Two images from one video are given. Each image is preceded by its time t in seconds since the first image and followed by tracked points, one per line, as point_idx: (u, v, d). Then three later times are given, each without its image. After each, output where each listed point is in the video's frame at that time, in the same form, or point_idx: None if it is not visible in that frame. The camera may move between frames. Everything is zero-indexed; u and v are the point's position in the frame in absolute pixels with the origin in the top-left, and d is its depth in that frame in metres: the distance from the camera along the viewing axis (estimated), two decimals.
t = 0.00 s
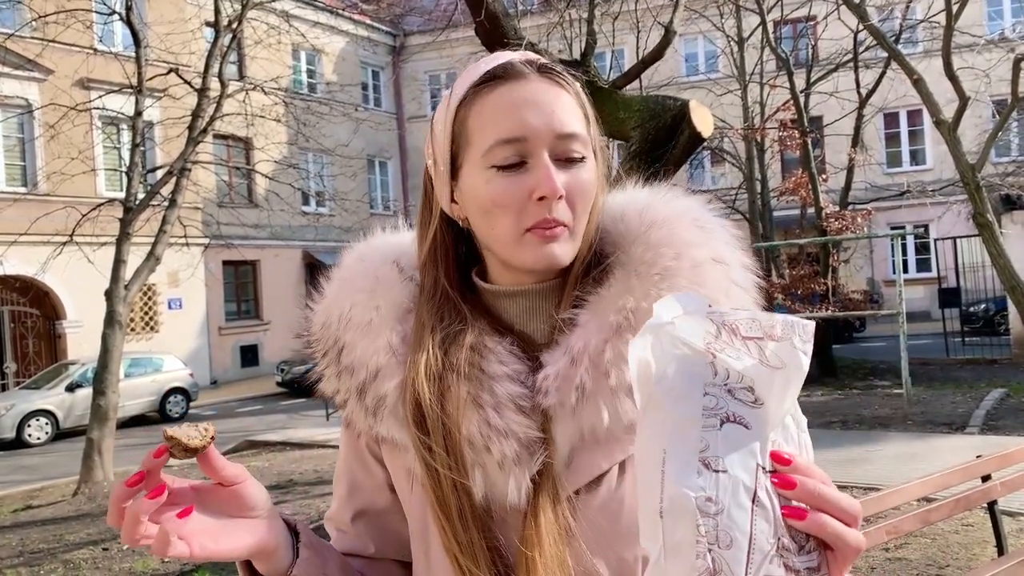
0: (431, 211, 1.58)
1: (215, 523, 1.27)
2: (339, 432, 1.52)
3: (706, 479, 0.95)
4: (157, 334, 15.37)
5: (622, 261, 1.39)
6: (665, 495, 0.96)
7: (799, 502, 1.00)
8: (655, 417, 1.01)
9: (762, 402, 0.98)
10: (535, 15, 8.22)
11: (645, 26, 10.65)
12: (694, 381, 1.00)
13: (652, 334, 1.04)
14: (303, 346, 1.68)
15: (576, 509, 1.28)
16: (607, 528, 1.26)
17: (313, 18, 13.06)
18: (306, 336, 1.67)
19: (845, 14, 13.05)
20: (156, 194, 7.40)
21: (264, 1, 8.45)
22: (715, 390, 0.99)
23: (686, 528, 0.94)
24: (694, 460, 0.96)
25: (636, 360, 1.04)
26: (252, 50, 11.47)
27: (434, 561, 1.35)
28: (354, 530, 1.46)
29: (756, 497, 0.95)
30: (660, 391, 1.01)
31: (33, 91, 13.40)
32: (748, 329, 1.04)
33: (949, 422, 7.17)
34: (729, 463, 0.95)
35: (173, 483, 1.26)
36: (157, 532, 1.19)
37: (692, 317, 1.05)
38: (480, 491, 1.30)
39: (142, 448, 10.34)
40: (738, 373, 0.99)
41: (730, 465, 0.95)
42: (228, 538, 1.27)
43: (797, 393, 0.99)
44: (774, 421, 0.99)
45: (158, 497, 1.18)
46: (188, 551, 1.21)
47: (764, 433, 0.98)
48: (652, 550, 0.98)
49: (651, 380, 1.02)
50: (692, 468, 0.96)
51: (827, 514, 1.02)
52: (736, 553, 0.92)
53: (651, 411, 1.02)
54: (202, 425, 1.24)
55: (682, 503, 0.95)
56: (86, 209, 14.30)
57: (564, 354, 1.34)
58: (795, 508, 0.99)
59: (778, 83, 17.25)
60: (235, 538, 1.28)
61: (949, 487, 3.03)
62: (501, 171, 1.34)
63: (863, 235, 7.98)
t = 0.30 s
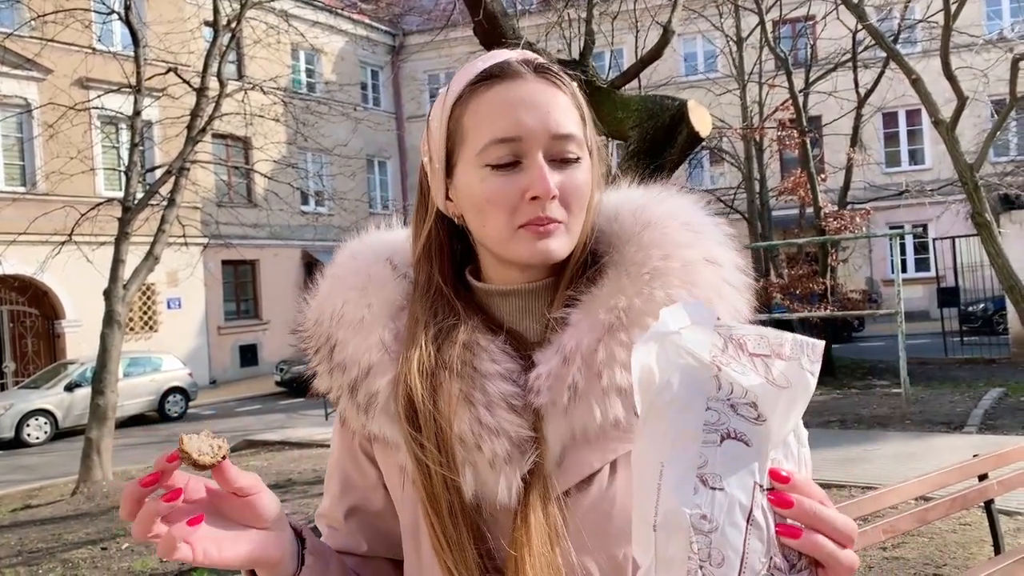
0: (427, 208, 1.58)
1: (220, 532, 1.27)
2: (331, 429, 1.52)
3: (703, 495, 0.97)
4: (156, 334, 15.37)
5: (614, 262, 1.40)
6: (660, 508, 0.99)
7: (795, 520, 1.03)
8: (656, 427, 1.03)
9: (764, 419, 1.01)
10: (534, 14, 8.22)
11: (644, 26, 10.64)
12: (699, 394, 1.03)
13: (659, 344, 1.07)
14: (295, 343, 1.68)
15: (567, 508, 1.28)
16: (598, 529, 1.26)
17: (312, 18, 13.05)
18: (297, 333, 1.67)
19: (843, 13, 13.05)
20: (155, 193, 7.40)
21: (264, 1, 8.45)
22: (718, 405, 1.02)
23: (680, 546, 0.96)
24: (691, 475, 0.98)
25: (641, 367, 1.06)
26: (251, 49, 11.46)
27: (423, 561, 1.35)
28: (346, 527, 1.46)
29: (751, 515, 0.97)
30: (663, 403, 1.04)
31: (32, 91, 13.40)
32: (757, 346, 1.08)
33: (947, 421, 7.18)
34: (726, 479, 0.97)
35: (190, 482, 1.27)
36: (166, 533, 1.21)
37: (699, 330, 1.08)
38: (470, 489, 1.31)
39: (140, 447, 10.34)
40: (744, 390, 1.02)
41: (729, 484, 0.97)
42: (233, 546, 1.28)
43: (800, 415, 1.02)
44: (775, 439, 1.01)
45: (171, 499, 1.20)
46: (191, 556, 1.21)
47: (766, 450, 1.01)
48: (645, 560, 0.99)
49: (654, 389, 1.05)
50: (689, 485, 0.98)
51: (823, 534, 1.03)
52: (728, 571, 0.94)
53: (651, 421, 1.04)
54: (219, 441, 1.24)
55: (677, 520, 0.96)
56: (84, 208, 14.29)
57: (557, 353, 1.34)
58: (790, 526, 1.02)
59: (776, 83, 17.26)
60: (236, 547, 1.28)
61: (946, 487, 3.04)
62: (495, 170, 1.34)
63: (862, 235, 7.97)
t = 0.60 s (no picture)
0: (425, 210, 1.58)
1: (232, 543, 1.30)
2: (332, 431, 1.52)
3: (726, 521, 0.99)
4: (155, 335, 15.35)
5: (614, 262, 1.40)
6: (685, 537, 1.00)
7: (816, 539, 1.04)
8: (674, 456, 1.05)
9: (782, 439, 1.02)
10: (532, 15, 8.21)
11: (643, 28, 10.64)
12: (715, 420, 1.05)
13: (672, 372, 1.09)
14: (295, 345, 1.68)
15: (569, 505, 1.28)
16: (597, 529, 1.25)
17: (311, 19, 13.03)
18: (297, 335, 1.66)
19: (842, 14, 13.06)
20: (153, 194, 7.38)
21: (263, 2, 8.44)
22: (737, 430, 1.03)
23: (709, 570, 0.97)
24: (714, 502, 1.00)
25: (651, 390, 1.08)
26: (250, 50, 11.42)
27: (422, 560, 1.35)
28: (348, 526, 1.46)
29: (776, 538, 0.98)
30: (677, 433, 1.05)
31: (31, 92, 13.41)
32: (771, 367, 1.09)
33: (946, 422, 7.18)
34: (751, 504, 0.99)
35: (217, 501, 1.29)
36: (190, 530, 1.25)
37: (712, 353, 1.10)
38: (469, 487, 1.30)
39: (140, 448, 10.33)
40: (759, 411, 1.04)
41: (750, 508, 0.99)
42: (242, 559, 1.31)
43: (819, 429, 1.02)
44: (793, 458, 1.02)
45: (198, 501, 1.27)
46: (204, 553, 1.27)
47: (784, 470, 1.02)
48: None
49: (667, 416, 1.07)
50: (714, 513, 0.99)
51: (843, 551, 1.06)
52: None
53: (667, 450, 1.06)
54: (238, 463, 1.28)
55: (705, 550, 0.98)
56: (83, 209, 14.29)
57: (558, 352, 1.34)
58: (813, 546, 1.04)
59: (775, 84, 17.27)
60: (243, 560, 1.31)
61: (945, 487, 3.04)
62: (480, 168, 1.35)
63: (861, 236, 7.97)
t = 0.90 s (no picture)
0: (429, 210, 1.58)
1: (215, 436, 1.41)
2: (337, 431, 1.52)
3: (802, 532, 1.02)
4: (154, 333, 15.34)
5: (622, 261, 1.40)
6: (760, 548, 1.03)
7: (880, 552, 1.10)
8: (751, 465, 1.07)
9: (853, 453, 1.06)
10: (533, 14, 8.20)
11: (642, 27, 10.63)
12: (791, 430, 1.07)
13: (750, 380, 1.13)
14: (301, 345, 1.68)
15: (572, 505, 1.27)
16: (598, 528, 1.24)
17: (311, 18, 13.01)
18: (304, 335, 1.67)
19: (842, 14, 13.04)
20: (152, 193, 7.37)
21: (262, 1, 8.42)
22: (812, 440, 1.07)
23: None
24: (792, 514, 1.03)
25: (732, 398, 1.11)
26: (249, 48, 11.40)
27: (427, 558, 1.34)
28: (339, 518, 1.46)
29: (847, 551, 1.02)
30: (751, 440, 1.08)
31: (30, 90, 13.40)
32: (851, 380, 1.11)
33: (946, 422, 7.19)
34: (825, 517, 1.02)
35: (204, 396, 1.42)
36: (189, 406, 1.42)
37: (793, 364, 1.12)
38: (471, 486, 1.30)
39: (139, 448, 10.32)
40: (834, 423, 1.07)
41: (825, 519, 1.02)
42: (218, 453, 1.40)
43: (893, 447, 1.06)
44: (864, 471, 1.07)
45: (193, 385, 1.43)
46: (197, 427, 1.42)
47: (855, 482, 1.06)
48: None
49: (741, 425, 1.10)
50: (790, 524, 1.02)
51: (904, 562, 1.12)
52: None
53: (743, 459, 1.08)
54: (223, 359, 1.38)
55: (780, 561, 1.01)
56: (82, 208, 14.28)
57: (562, 351, 1.35)
58: (877, 558, 1.10)
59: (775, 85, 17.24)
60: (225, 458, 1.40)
61: (945, 487, 3.04)
62: (481, 170, 1.35)
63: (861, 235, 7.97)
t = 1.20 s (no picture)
0: (434, 208, 1.57)
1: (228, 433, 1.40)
2: (342, 428, 1.52)
3: (794, 512, 0.97)
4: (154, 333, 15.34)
5: (628, 262, 1.40)
6: (759, 534, 0.99)
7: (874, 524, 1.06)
8: (733, 453, 1.03)
9: (831, 427, 1.01)
10: (533, 15, 8.19)
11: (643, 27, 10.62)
12: (769, 412, 1.03)
13: (718, 366, 1.09)
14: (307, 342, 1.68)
15: (576, 505, 1.26)
16: (603, 525, 1.24)
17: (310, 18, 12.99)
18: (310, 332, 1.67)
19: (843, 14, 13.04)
20: (153, 193, 7.35)
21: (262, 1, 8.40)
22: (791, 421, 1.02)
23: (785, 566, 0.96)
24: (782, 494, 0.98)
25: (701, 391, 1.09)
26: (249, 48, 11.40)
27: (433, 558, 1.34)
28: (347, 512, 1.45)
29: (842, 524, 0.98)
30: (733, 426, 1.04)
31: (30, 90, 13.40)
32: (819, 355, 1.07)
33: (947, 422, 7.18)
34: (815, 493, 0.98)
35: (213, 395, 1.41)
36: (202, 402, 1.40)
37: (760, 347, 1.09)
38: (477, 485, 1.30)
39: (140, 448, 10.31)
40: (808, 400, 1.02)
41: (817, 496, 0.98)
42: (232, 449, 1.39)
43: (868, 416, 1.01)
44: (845, 443, 1.02)
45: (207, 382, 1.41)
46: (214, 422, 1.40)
47: (839, 456, 1.01)
48: None
49: (719, 414, 1.06)
50: (781, 504, 0.98)
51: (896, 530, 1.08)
52: None
53: (726, 448, 1.04)
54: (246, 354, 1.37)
55: (780, 544, 0.96)
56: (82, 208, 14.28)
57: (568, 351, 1.35)
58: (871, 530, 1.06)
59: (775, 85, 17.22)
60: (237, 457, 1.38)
61: (947, 487, 3.04)
62: (493, 171, 1.34)
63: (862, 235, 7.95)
